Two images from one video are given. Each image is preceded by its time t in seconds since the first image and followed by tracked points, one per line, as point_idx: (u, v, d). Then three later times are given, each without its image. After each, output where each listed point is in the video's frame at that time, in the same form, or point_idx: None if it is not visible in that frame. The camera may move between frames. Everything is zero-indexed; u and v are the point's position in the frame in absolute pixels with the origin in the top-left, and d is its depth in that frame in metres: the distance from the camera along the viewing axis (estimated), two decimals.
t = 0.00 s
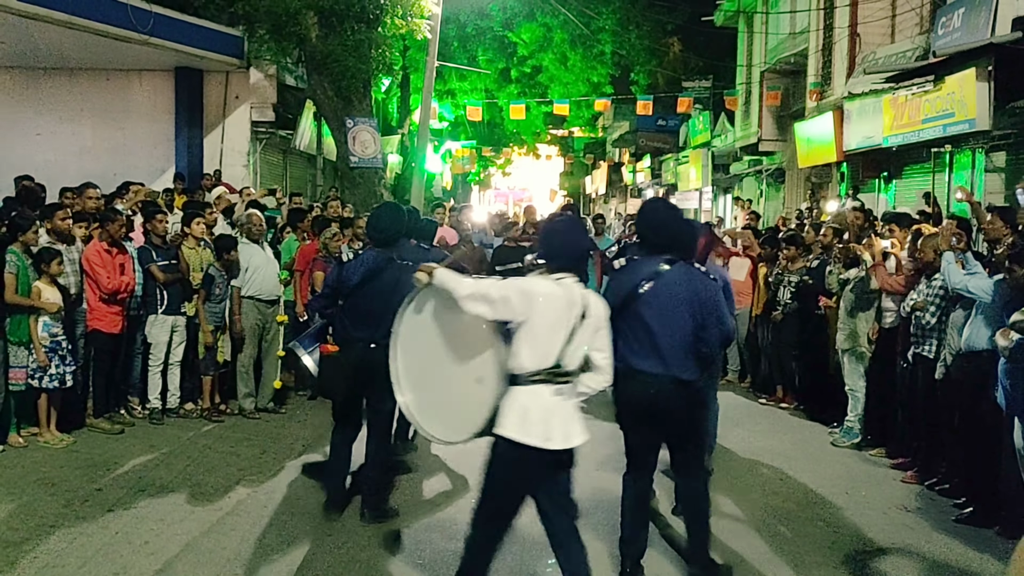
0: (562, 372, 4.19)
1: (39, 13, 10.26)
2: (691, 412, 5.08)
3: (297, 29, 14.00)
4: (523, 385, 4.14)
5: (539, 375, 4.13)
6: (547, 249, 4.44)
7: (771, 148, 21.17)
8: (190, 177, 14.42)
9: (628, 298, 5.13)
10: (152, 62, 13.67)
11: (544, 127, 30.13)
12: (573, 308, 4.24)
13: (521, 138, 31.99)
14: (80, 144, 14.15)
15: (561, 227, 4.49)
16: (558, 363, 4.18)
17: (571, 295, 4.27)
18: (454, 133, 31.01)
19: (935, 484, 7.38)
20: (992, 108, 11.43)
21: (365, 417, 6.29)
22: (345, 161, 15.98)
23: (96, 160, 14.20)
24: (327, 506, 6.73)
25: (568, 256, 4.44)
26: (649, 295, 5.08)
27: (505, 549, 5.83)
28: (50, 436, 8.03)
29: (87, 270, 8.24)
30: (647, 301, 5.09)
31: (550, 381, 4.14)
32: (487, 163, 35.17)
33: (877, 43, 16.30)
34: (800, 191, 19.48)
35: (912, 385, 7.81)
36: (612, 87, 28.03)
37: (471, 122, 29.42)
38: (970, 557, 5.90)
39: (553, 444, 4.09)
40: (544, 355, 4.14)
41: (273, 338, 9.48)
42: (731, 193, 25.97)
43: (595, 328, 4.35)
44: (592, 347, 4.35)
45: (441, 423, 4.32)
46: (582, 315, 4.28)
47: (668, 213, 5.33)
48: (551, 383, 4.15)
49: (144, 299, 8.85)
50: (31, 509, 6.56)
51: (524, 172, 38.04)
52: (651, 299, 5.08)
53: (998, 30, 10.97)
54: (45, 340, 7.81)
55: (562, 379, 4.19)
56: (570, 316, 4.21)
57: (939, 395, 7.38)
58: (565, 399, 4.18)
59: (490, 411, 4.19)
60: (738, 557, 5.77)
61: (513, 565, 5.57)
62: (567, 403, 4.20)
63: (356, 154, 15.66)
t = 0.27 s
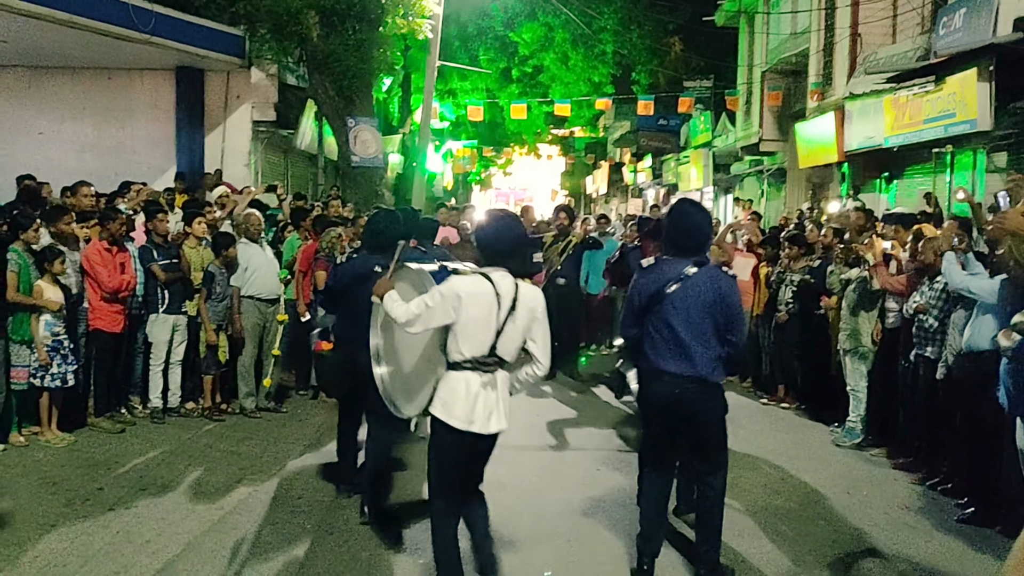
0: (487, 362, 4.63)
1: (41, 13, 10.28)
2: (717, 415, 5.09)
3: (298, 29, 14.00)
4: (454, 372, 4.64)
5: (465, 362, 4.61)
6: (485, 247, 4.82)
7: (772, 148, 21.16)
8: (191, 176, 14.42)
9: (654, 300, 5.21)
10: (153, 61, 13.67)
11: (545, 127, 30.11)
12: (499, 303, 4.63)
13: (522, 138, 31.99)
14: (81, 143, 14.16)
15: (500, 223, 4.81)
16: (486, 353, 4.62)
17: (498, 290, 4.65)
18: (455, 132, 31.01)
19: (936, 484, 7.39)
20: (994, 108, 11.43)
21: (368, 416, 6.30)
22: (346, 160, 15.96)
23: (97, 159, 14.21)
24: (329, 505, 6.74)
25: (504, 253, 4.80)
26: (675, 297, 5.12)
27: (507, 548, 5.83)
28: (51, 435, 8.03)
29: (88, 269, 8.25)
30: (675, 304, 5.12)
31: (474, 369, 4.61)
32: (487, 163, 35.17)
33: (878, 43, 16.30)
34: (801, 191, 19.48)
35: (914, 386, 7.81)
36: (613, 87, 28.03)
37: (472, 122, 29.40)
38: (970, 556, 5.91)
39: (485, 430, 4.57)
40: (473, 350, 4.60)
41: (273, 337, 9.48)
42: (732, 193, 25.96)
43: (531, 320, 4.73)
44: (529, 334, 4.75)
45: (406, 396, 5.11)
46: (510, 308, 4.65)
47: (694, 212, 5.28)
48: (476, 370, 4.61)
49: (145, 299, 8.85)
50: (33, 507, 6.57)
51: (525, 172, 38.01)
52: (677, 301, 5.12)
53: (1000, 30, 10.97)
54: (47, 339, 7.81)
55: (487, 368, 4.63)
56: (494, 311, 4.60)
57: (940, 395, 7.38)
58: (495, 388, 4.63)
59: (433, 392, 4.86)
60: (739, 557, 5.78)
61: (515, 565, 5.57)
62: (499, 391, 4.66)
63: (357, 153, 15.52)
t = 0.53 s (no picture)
0: (440, 364, 4.93)
1: (44, 14, 10.29)
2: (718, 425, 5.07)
3: (301, 30, 14.02)
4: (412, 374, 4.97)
5: (421, 365, 4.92)
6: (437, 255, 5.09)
7: (775, 149, 21.16)
8: (194, 177, 14.44)
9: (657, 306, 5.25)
10: (156, 62, 13.69)
11: (548, 128, 30.11)
12: (449, 308, 4.92)
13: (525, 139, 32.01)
14: (84, 143, 14.18)
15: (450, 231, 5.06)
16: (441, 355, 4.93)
17: (449, 296, 4.94)
18: (457, 133, 31.03)
19: (939, 485, 7.38)
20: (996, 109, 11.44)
21: (370, 417, 6.32)
22: (349, 161, 15.97)
23: (100, 160, 14.23)
24: (331, 505, 6.76)
25: (455, 260, 5.06)
26: (679, 306, 5.14)
27: (508, 549, 5.83)
28: (54, 436, 8.04)
29: (91, 270, 8.26)
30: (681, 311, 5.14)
31: (429, 371, 4.91)
32: (490, 163, 35.15)
33: (881, 44, 16.30)
34: (804, 193, 19.47)
35: (917, 388, 7.80)
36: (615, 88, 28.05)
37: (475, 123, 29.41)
38: (974, 558, 5.90)
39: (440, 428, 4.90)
40: (428, 353, 4.92)
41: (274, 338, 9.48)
42: (734, 194, 25.94)
43: (485, 325, 5.02)
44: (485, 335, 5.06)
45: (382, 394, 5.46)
46: (462, 313, 4.94)
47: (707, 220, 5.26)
48: (431, 373, 4.91)
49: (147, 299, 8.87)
50: (35, 508, 6.58)
51: (527, 173, 38.00)
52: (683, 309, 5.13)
53: (1002, 31, 10.98)
54: (50, 339, 7.82)
55: (441, 371, 4.92)
56: (444, 316, 4.90)
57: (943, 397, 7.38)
58: (448, 388, 4.92)
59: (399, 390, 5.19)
60: (741, 558, 5.79)
61: (516, 566, 5.57)
62: (453, 390, 4.95)
63: (359, 154, 15.63)
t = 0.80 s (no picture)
0: (396, 351, 4.87)
1: (46, 15, 10.30)
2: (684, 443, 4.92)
3: (302, 30, 14.02)
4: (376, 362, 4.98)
5: (380, 351, 4.91)
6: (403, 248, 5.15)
7: (776, 150, 21.15)
8: (195, 177, 14.44)
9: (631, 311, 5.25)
10: (158, 63, 13.71)
11: (549, 128, 30.10)
12: (408, 295, 4.92)
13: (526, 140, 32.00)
14: (85, 144, 14.19)
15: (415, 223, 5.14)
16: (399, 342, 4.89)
17: (408, 284, 4.95)
18: (459, 134, 31.05)
19: (940, 486, 7.38)
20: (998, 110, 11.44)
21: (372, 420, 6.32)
22: (350, 161, 15.98)
23: (102, 161, 14.24)
24: (332, 505, 6.76)
25: (418, 251, 5.07)
26: (652, 315, 5.04)
27: (509, 550, 5.83)
28: (55, 436, 8.05)
29: (93, 270, 8.27)
30: (652, 321, 5.03)
31: (388, 357, 4.88)
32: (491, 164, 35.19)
33: (883, 45, 16.29)
34: (805, 193, 19.46)
35: (919, 390, 7.78)
36: (616, 89, 28.06)
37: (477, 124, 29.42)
38: (975, 560, 5.90)
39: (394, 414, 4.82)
40: (383, 341, 4.91)
41: (275, 338, 9.47)
42: (736, 195, 25.94)
43: (446, 315, 4.98)
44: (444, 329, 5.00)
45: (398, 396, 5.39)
46: (420, 303, 4.92)
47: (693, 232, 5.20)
48: (389, 359, 4.87)
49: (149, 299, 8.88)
50: (36, 508, 6.58)
51: (528, 174, 38.00)
52: (655, 319, 5.02)
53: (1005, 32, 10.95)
54: (52, 340, 7.83)
55: (398, 357, 4.87)
56: (401, 303, 4.90)
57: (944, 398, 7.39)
58: (406, 375, 4.85)
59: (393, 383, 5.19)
60: (743, 560, 5.78)
61: (517, 566, 5.57)
62: (411, 377, 4.86)
63: (360, 155, 15.65)
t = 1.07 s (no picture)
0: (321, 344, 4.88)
1: (47, 15, 10.30)
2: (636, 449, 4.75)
3: (304, 30, 14.04)
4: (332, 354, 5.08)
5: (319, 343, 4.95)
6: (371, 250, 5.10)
7: (778, 150, 21.14)
8: (197, 177, 14.45)
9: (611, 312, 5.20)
10: (161, 63, 13.72)
11: (551, 128, 30.10)
12: (339, 295, 4.82)
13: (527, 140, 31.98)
14: (87, 144, 14.20)
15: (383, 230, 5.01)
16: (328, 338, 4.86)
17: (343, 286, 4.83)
18: (461, 134, 31.04)
19: (942, 486, 7.38)
20: (1000, 110, 11.43)
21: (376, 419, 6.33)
22: (352, 162, 15.99)
23: (104, 161, 14.26)
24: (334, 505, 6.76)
25: (368, 255, 4.92)
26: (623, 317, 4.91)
27: (512, 549, 5.83)
28: (58, 435, 8.05)
29: (95, 270, 8.28)
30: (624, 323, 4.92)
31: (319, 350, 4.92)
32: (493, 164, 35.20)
33: (885, 45, 16.28)
34: (807, 193, 19.45)
35: (920, 389, 7.79)
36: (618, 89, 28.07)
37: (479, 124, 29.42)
38: (978, 560, 5.90)
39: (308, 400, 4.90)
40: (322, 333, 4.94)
41: (277, 339, 9.48)
42: (737, 195, 25.93)
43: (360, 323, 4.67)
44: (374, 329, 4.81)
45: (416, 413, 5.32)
46: (344, 300, 4.77)
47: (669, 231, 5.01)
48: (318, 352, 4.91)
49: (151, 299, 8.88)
50: (38, 508, 6.58)
51: (530, 174, 38.00)
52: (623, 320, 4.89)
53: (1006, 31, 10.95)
54: (54, 339, 7.83)
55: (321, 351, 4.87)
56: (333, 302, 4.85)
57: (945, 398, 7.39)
58: (325, 370, 4.82)
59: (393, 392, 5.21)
60: (745, 560, 5.78)
61: (519, 566, 5.57)
62: (327, 373, 4.81)
63: (362, 155, 15.66)
